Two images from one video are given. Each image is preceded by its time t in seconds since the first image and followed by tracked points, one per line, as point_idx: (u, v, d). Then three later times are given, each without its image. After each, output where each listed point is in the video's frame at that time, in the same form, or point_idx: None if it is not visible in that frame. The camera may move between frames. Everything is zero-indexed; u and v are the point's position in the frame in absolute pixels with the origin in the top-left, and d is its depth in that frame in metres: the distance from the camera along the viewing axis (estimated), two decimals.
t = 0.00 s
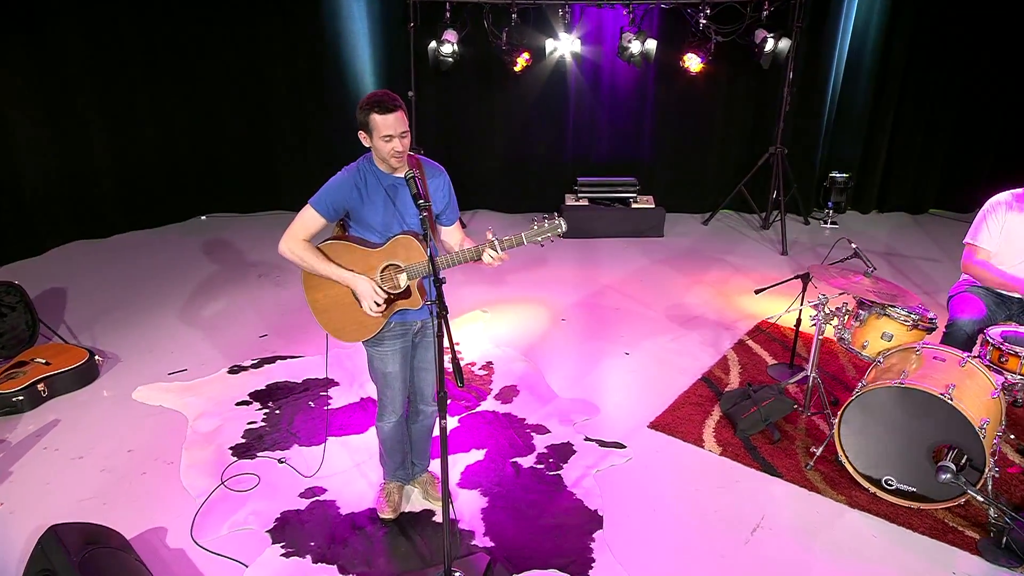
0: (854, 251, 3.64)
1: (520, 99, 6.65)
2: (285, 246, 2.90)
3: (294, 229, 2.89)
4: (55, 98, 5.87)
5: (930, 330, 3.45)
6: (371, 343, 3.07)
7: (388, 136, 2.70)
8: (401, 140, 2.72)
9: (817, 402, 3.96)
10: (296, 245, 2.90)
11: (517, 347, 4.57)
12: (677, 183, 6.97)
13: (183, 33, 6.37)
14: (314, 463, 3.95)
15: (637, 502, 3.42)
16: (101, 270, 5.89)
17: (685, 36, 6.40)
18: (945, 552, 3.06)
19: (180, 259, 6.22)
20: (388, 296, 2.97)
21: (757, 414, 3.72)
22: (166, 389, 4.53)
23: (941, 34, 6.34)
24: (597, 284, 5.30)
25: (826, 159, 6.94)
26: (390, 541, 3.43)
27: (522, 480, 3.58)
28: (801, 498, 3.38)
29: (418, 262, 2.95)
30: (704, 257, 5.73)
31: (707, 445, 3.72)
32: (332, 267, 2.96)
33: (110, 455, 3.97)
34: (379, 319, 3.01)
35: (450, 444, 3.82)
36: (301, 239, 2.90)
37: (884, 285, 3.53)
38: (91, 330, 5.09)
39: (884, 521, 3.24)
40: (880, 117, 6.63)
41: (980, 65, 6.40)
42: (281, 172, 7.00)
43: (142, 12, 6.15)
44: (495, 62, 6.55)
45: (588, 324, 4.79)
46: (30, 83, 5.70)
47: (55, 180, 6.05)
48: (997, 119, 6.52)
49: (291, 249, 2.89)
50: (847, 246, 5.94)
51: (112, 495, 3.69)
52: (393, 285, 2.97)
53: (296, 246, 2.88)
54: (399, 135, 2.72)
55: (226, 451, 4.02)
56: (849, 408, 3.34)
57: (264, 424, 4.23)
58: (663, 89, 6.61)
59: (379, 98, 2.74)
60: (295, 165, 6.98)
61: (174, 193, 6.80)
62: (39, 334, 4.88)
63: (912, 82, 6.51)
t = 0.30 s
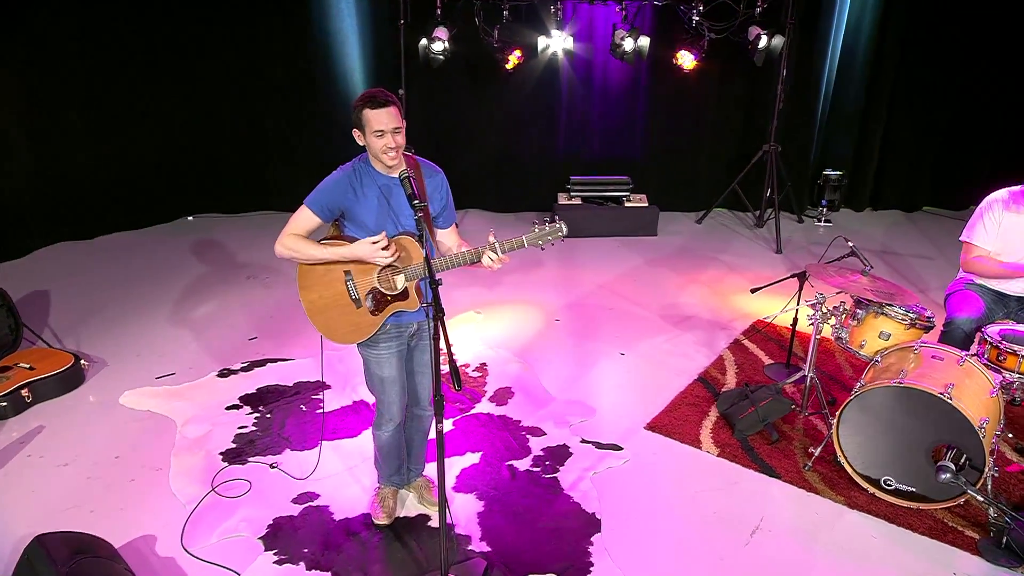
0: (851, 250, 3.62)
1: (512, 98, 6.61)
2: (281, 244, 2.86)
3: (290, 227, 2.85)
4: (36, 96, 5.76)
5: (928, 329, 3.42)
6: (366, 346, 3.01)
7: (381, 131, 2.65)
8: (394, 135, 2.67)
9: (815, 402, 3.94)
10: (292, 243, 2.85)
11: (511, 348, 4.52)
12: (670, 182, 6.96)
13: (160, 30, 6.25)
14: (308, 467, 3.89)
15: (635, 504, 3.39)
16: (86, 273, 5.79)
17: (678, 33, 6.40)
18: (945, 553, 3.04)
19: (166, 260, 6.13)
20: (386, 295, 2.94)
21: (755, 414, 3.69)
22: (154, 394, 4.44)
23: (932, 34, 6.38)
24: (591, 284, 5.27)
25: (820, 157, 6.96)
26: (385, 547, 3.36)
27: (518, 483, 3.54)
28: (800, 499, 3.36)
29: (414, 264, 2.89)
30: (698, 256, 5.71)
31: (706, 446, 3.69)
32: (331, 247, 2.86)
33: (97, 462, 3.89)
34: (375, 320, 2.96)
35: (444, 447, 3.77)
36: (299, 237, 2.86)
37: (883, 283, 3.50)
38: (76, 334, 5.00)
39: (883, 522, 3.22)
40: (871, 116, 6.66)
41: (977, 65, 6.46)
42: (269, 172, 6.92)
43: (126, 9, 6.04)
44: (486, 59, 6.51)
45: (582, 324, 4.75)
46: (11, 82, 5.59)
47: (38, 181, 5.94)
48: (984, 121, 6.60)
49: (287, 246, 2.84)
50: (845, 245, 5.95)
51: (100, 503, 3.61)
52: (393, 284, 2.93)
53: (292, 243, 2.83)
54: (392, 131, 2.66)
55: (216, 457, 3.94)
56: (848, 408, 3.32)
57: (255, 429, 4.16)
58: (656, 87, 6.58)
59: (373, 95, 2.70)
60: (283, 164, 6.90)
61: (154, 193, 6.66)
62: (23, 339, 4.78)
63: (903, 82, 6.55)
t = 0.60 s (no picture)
0: (841, 248, 3.61)
1: (496, 96, 6.58)
2: (268, 252, 2.77)
3: (277, 235, 2.75)
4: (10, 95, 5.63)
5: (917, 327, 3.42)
6: (355, 354, 2.94)
7: (372, 133, 2.60)
8: (386, 138, 2.62)
9: (806, 401, 3.93)
10: (280, 251, 2.76)
11: (499, 350, 4.48)
12: (657, 180, 6.96)
13: (139, 27, 6.15)
14: (295, 476, 3.80)
15: (628, 506, 3.36)
16: (64, 277, 5.67)
17: (663, 30, 6.40)
18: (938, 551, 3.05)
19: (146, 263, 6.02)
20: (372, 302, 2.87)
21: (746, 414, 3.70)
22: (135, 400, 4.35)
23: (918, 35, 6.49)
24: (578, 284, 5.25)
25: (807, 155, 7.02)
26: (375, 554, 3.30)
27: (509, 487, 3.50)
28: (793, 499, 3.35)
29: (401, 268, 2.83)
30: (686, 255, 5.70)
31: (698, 447, 3.67)
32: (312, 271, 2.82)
33: (77, 471, 3.79)
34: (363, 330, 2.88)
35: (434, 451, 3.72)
36: (286, 244, 2.77)
37: (874, 281, 3.51)
38: (54, 340, 4.88)
39: (876, 521, 3.22)
40: (856, 115, 6.71)
41: (977, 67, 6.58)
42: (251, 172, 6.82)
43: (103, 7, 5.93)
44: (472, 57, 6.47)
45: (571, 325, 4.72)
46: None
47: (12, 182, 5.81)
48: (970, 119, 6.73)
49: (275, 255, 2.76)
50: (835, 242, 6.02)
51: (80, 513, 3.51)
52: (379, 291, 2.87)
53: (280, 252, 2.75)
54: (383, 132, 2.61)
55: (200, 465, 3.86)
56: (839, 407, 3.32)
57: (240, 435, 4.08)
58: (642, 85, 6.58)
59: (364, 96, 2.65)
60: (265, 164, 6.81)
61: (159, 193, 6.72)
62: None
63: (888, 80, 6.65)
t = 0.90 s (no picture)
0: (829, 245, 3.60)
1: (480, 94, 6.55)
2: (251, 253, 2.68)
3: (259, 235, 2.67)
4: None
5: (905, 324, 3.44)
6: (339, 353, 2.87)
7: (355, 128, 2.53)
8: (369, 132, 2.55)
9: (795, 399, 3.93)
10: (263, 252, 2.68)
11: (486, 351, 4.43)
12: (642, 178, 6.97)
13: (114, 25, 6.05)
14: (274, 480, 3.73)
15: (618, 508, 3.34)
16: (39, 281, 5.55)
17: (647, 29, 6.41)
18: (928, 548, 3.05)
19: (124, 266, 5.91)
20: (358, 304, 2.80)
21: (737, 413, 3.67)
22: (112, 408, 4.24)
23: (909, 34, 6.57)
24: (565, 283, 5.22)
25: (793, 151, 7.09)
26: (363, 561, 3.23)
27: (499, 490, 3.45)
28: (784, 498, 3.34)
29: (388, 268, 2.77)
30: (672, 254, 5.70)
31: (687, 447, 3.65)
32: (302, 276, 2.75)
33: (54, 480, 3.68)
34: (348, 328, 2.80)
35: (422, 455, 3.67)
36: (269, 247, 2.69)
37: (860, 279, 3.51)
38: (29, 346, 4.76)
39: (867, 519, 3.22)
40: (841, 113, 6.82)
41: (977, 66, 6.68)
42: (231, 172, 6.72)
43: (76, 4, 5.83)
44: (455, 55, 6.44)
45: (557, 325, 4.68)
46: None
47: None
48: (965, 116, 6.80)
49: (258, 256, 2.67)
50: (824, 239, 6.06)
51: (57, 524, 3.40)
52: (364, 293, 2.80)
53: (264, 253, 2.67)
54: (366, 127, 2.54)
55: (182, 472, 3.76)
56: (829, 406, 3.32)
57: (223, 441, 3.99)
58: (627, 83, 6.59)
59: (348, 91, 2.59)
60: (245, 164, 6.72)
61: (134, 195, 6.60)
62: None
63: (873, 82, 6.72)
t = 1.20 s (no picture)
0: (815, 242, 3.58)
1: (461, 93, 6.56)
2: (235, 253, 2.63)
3: (245, 234, 2.63)
4: None
5: (892, 321, 3.45)
6: (326, 360, 2.79)
7: (340, 130, 2.47)
8: (355, 134, 2.49)
9: (783, 398, 3.93)
10: (248, 252, 2.63)
11: (472, 353, 4.39)
12: (627, 176, 7.03)
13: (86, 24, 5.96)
14: (261, 488, 3.64)
15: (608, 508, 3.31)
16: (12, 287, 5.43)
17: (630, 25, 6.45)
18: (917, 545, 3.06)
19: (100, 270, 5.82)
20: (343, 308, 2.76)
21: (725, 413, 3.64)
22: (88, 415, 4.14)
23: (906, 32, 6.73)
24: (551, 284, 5.19)
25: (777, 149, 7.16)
26: (351, 568, 3.15)
27: (488, 494, 3.41)
28: (774, 497, 3.34)
29: (375, 272, 2.71)
30: (657, 252, 5.70)
31: (676, 447, 3.64)
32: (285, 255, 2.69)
33: (29, 490, 3.57)
34: (332, 332, 2.77)
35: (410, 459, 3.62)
36: (254, 246, 2.65)
37: (848, 275, 3.51)
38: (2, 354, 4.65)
39: (856, 518, 3.22)
40: (825, 110, 6.94)
41: (977, 67, 6.81)
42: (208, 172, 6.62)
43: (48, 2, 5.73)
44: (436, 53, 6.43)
45: (542, 324, 4.66)
46: None
47: None
48: (963, 115, 6.95)
49: (243, 254, 2.62)
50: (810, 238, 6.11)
51: (33, 536, 3.29)
52: (350, 295, 2.76)
53: (250, 250, 2.62)
54: (352, 129, 2.49)
55: (162, 480, 3.66)
56: (817, 404, 3.32)
57: (204, 448, 3.90)
58: (610, 80, 6.63)
59: (331, 92, 2.53)
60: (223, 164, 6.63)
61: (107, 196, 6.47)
62: None
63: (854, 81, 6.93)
